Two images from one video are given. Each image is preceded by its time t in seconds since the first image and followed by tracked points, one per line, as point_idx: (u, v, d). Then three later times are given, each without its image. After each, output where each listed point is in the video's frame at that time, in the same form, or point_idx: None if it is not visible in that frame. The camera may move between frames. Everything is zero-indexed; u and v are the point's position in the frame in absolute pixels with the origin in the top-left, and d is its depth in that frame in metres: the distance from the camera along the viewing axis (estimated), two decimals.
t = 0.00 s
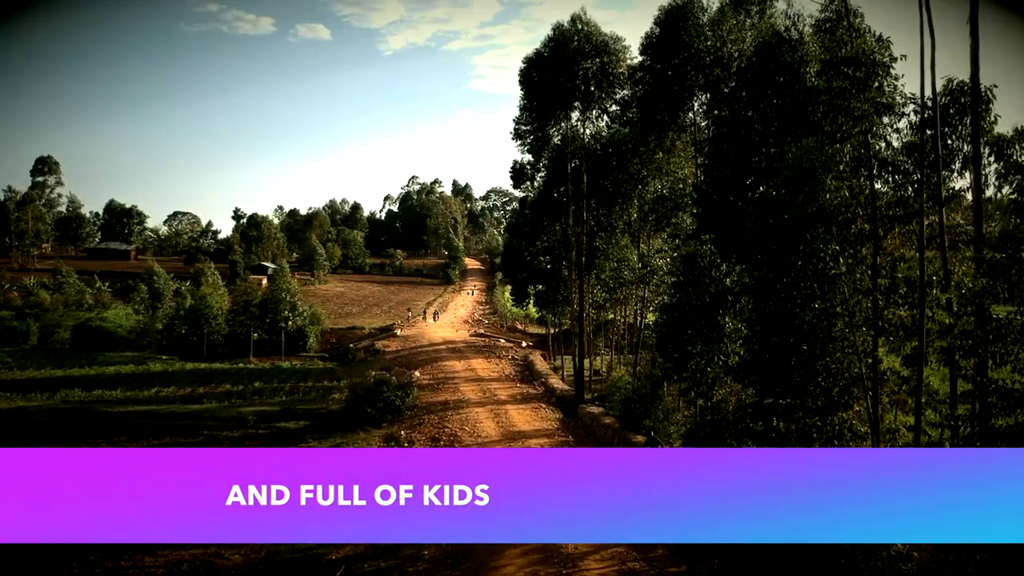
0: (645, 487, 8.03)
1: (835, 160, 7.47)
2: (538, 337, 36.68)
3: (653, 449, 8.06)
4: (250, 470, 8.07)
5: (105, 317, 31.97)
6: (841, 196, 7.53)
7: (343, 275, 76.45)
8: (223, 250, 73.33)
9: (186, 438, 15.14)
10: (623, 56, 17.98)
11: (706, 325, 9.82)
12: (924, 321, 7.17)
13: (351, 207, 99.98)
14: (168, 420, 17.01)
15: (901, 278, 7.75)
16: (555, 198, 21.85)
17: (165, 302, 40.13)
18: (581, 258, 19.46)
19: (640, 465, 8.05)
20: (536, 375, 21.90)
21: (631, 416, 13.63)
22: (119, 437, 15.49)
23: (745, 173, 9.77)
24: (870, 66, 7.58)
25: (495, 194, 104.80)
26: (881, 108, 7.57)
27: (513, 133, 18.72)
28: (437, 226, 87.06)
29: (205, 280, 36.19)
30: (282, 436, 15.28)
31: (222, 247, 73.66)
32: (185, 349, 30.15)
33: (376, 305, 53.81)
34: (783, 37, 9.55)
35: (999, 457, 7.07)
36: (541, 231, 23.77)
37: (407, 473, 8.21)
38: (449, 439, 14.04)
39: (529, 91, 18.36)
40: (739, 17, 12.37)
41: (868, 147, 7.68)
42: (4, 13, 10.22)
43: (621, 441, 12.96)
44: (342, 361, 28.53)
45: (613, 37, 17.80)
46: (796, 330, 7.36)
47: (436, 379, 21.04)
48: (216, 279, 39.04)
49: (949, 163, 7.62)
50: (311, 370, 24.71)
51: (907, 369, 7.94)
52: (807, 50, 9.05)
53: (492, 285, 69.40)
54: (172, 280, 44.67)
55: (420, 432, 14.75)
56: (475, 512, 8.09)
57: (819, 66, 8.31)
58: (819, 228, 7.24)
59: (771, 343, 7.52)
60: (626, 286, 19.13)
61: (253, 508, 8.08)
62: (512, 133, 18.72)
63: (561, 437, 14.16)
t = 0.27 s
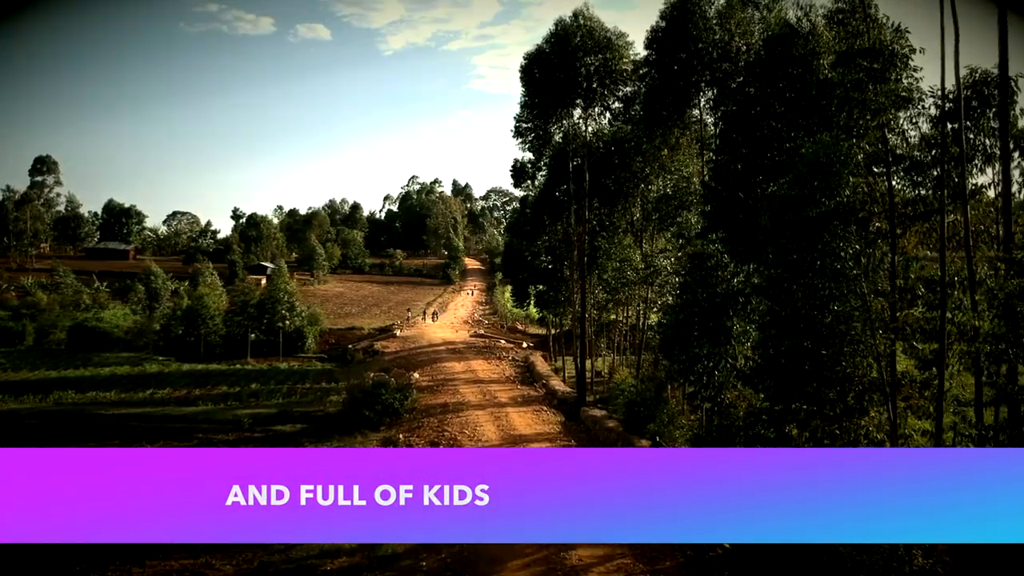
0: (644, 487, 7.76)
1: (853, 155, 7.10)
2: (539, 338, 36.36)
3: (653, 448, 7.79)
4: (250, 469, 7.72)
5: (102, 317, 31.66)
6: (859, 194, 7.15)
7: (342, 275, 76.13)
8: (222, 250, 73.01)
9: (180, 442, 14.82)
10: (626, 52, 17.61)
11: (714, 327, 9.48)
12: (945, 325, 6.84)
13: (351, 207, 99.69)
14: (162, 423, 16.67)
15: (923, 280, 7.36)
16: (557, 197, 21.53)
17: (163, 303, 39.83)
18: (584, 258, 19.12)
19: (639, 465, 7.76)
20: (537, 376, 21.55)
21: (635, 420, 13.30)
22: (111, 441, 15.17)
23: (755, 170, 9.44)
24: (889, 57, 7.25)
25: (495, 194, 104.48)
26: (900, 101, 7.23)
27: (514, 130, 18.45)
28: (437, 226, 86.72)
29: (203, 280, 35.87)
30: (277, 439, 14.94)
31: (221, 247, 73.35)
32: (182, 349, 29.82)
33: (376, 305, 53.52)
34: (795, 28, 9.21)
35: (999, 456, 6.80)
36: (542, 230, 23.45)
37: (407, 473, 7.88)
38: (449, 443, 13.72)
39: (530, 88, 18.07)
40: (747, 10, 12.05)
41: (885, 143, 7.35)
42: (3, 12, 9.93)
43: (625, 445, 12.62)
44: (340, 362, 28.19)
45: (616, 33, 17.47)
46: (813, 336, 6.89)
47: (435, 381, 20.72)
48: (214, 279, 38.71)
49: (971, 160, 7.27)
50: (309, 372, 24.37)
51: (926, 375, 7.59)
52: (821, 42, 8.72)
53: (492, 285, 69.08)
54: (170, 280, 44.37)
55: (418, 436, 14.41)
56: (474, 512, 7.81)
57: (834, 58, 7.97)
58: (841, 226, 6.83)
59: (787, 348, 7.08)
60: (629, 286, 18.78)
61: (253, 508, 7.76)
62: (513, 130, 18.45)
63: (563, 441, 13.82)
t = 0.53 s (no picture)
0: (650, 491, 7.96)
1: (874, 148, 6.77)
2: (540, 339, 36.03)
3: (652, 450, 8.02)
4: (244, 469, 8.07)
5: (98, 318, 31.37)
6: (879, 189, 6.82)
7: (342, 275, 75.77)
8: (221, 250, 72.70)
9: (173, 446, 14.52)
10: (630, 48, 17.41)
11: (722, 329, 9.15)
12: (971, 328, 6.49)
13: (351, 207, 99.35)
14: (156, 426, 16.37)
15: (943, 282, 7.05)
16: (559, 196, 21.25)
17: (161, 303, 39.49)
18: (586, 258, 18.79)
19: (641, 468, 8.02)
20: (538, 378, 21.21)
21: (639, 423, 12.96)
22: (104, 444, 14.86)
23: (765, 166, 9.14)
24: (908, 47, 6.96)
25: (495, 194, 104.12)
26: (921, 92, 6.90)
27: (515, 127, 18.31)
28: (437, 226, 86.34)
29: (201, 280, 35.56)
30: (273, 443, 14.61)
31: (219, 247, 73.05)
32: (179, 350, 29.51)
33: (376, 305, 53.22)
34: (807, 20, 8.92)
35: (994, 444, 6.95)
36: (543, 230, 23.11)
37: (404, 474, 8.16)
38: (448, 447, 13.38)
39: (532, 85, 17.89)
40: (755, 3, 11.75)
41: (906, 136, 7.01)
42: (2, 12, 9.66)
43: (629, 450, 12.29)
44: (339, 363, 27.85)
45: (619, 29, 17.21)
46: (834, 339, 6.49)
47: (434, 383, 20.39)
48: (211, 279, 38.39)
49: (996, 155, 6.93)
50: (307, 373, 24.02)
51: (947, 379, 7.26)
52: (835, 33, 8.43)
53: (492, 285, 68.75)
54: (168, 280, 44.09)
55: (417, 440, 14.07)
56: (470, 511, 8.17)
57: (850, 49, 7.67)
58: (861, 223, 6.49)
59: (804, 352, 6.69)
60: (632, 287, 18.42)
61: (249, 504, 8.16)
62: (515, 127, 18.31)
63: (565, 445, 13.48)
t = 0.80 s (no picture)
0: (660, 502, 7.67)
1: (899, 139, 6.40)
2: (541, 339, 35.70)
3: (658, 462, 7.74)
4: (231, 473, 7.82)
5: (94, 318, 31.01)
6: (905, 183, 6.43)
7: (341, 275, 75.42)
8: (220, 250, 72.36)
9: (166, 449, 14.18)
10: (634, 43, 17.08)
11: (731, 330, 8.80)
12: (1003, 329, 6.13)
13: (350, 207, 99.03)
14: (150, 428, 16.02)
15: (971, 280, 6.66)
16: (561, 194, 20.94)
17: (157, 303, 39.03)
18: (588, 257, 18.43)
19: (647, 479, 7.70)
20: (540, 379, 20.85)
21: (644, 427, 12.61)
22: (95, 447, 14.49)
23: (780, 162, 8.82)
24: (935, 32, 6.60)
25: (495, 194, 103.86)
26: (946, 82, 6.58)
27: (517, 123, 18.25)
28: (437, 226, 86.03)
29: (198, 280, 35.24)
30: (269, 446, 14.27)
31: (218, 247, 72.70)
32: (176, 351, 29.17)
33: (375, 305, 52.97)
34: (823, 8, 8.58)
35: None
36: (544, 229, 22.76)
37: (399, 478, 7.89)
38: (448, 451, 13.03)
39: (533, 80, 17.70)
40: None
41: (931, 129, 6.68)
42: None
43: (634, 454, 11.93)
44: (337, 364, 27.51)
45: (623, 23, 16.91)
46: (858, 340, 6.16)
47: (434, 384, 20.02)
48: (209, 279, 38.05)
49: None
50: (305, 374, 23.69)
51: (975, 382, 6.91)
52: (852, 22, 8.11)
53: (493, 285, 68.45)
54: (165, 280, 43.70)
55: (416, 443, 13.71)
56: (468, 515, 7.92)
57: (871, 37, 7.36)
58: (889, 216, 6.08)
59: (825, 354, 6.36)
60: (635, 287, 18.08)
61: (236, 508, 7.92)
62: (516, 123, 18.25)
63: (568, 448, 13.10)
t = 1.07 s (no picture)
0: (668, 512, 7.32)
1: (926, 130, 6.03)
2: (542, 339, 35.38)
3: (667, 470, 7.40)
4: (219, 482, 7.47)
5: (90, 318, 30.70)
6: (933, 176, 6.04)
7: (341, 275, 75.11)
8: (219, 250, 72.04)
9: (159, 453, 13.85)
10: (639, 38, 16.73)
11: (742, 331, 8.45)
12: None
13: (350, 207, 98.71)
14: (143, 431, 15.68)
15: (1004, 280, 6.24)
16: (563, 192, 20.61)
17: (155, 303, 38.68)
18: (591, 256, 18.07)
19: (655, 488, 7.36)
20: (541, 381, 20.48)
21: (650, 431, 12.24)
22: (86, 451, 14.16)
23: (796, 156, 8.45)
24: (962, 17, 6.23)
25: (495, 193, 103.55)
26: (975, 70, 6.21)
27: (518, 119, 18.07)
28: (437, 225, 85.70)
29: (196, 280, 34.91)
30: (265, 450, 13.93)
31: (217, 246, 72.35)
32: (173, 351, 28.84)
33: (375, 305, 52.65)
34: None
35: None
36: (546, 227, 22.40)
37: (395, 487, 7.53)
38: (448, 455, 12.67)
39: (535, 76, 17.44)
40: None
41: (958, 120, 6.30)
42: None
43: (640, 459, 11.57)
44: (336, 365, 27.16)
45: (627, 17, 16.56)
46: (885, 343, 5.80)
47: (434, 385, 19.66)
48: (207, 278, 37.68)
49: None
50: (302, 375, 23.35)
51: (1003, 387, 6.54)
52: (871, 9, 7.75)
53: (493, 285, 68.14)
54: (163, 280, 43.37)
55: (415, 447, 13.36)
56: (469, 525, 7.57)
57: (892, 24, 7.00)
58: (917, 210, 5.71)
59: (849, 357, 6.00)
60: (638, 287, 17.72)
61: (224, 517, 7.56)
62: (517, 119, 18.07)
63: (571, 452, 12.74)
